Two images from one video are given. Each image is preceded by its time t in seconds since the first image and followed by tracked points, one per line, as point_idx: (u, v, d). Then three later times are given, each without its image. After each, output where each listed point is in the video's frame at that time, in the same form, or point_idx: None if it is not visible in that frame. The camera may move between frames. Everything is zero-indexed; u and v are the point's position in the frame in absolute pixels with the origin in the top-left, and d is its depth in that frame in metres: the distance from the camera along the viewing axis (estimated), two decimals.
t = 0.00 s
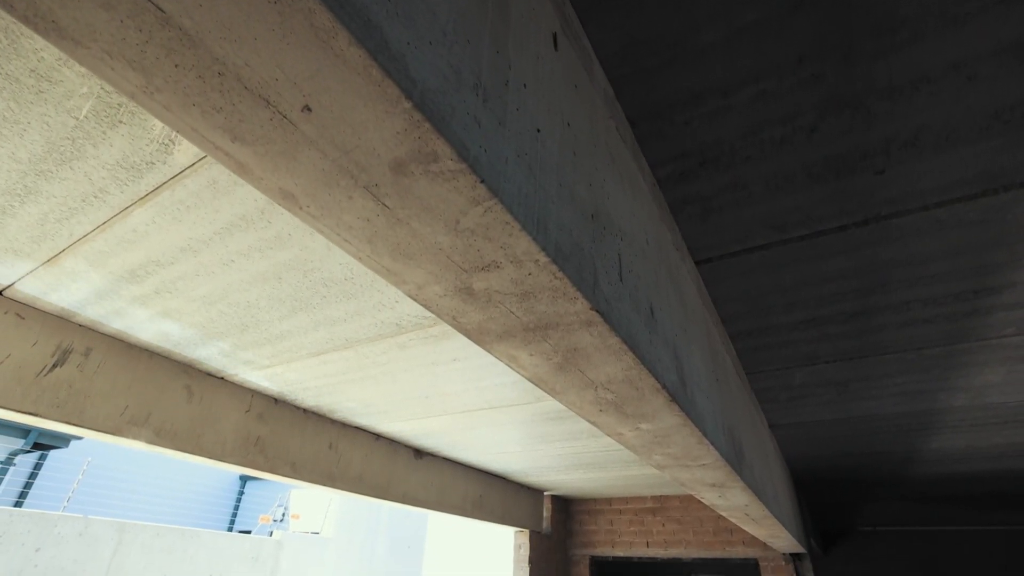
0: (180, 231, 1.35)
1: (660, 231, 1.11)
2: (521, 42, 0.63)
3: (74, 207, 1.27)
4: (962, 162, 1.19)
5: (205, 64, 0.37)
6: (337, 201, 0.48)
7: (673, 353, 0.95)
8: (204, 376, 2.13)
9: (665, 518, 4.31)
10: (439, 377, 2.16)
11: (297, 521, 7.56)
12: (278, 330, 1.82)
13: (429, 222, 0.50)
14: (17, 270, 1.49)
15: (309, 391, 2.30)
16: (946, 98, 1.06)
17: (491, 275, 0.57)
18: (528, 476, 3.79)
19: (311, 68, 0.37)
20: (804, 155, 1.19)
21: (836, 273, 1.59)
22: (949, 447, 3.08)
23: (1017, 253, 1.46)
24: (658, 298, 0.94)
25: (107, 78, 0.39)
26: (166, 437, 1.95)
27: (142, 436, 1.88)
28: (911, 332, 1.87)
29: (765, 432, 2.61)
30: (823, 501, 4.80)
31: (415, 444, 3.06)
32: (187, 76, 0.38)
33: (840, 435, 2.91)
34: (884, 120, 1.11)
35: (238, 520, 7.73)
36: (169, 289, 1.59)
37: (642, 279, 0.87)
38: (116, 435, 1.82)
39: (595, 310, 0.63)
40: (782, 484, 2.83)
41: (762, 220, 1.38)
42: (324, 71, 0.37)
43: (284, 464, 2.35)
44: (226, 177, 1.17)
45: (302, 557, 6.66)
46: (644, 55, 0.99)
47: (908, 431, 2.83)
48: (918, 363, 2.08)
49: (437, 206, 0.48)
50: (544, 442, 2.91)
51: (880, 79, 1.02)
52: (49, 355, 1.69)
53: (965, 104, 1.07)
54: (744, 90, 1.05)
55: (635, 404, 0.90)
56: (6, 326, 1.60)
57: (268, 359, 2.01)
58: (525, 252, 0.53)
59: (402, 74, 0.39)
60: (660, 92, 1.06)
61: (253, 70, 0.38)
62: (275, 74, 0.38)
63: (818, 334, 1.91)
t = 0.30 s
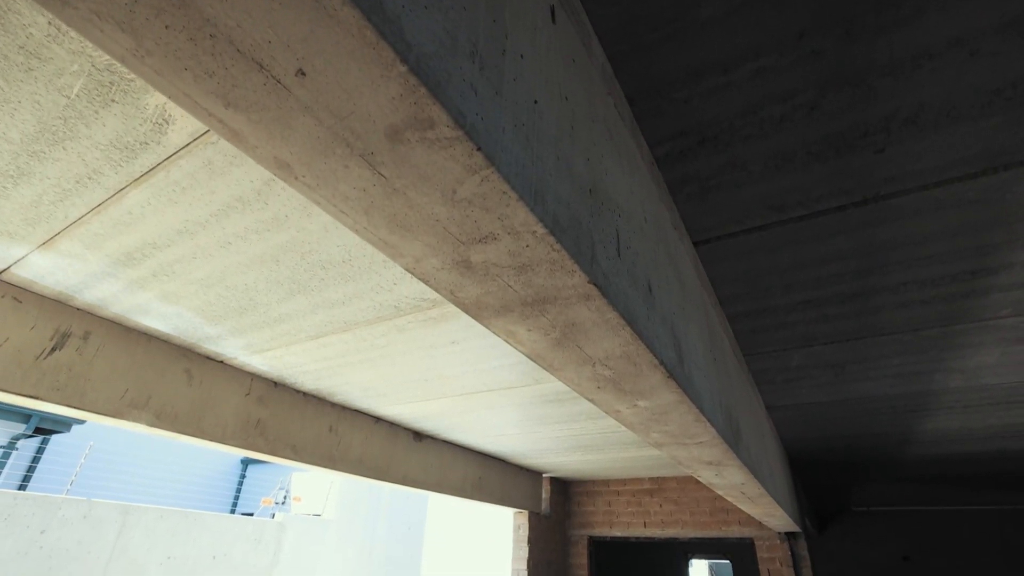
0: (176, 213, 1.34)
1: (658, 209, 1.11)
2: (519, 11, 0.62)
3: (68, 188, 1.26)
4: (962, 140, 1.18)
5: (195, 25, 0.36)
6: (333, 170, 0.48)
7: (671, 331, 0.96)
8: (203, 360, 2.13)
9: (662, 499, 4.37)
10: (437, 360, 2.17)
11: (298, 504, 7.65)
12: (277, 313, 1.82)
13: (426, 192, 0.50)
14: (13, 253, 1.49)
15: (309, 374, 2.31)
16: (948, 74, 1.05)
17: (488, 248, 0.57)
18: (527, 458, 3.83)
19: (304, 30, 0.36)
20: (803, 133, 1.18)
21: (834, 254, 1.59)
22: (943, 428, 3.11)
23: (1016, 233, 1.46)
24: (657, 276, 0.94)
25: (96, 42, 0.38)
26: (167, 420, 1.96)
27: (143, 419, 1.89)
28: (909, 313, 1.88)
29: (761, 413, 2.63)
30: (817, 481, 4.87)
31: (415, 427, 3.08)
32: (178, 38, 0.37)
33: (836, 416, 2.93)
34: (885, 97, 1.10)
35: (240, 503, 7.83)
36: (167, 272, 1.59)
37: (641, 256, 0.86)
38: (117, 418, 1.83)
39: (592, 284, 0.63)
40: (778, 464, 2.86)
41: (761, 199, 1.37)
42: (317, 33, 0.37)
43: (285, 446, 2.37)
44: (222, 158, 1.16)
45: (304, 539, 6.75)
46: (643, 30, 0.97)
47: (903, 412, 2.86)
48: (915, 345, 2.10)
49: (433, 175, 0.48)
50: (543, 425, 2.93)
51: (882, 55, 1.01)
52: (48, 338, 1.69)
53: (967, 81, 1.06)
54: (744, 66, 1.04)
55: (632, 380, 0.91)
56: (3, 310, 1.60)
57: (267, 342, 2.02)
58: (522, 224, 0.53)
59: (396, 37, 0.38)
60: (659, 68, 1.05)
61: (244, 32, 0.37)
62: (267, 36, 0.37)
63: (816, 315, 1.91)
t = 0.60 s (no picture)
0: (172, 195, 1.33)
1: (657, 187, 1.10)
2: None
3: (61, 170, 1.24)
4: (963, 118, 1.17)
5: None
6: (329, 142, 0.48)
7: (669, 308, 0.96)
8: (202, 344, 2.14)
9: (659, 481, 4.43)
10: (435, 343, 2.18)
11: (299, 488, 7.73)
12: (275, 296, 1.82)
13: (423, 163, 0.49)
14: (8, 237, 1.48)
15: (308, 358, 2.32)
16: (952, 50, 1.03)
17: (486, 222, 0.57)
18: (526, 441, 3.87)
19: None
20: (804, 110, 1.17)
21: (833, 234, 1.59)
22: (938, 410, 3.14)
23: (1014, 212, 1.46)
24: (655, 254, 0.94)
25: (84, 5, 0.38)
26: (167, 404, 1.97)
27: (143, 403, 1.90)
28: (906, 294, 1.88)
29: (758, 395, 2.65)
30: (811, 462, 4.93)
31: (415, 410, 3.10)
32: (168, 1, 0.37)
33: (832, 398, 2.96)
34: (887, 73, 1.09)
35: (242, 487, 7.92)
36: (164, 256, 1.58)
37: (639, 233, 0.86)
38: (117, 401, 1.84)
39: (590, 258, 0.63)
40: (774, 445, 2.90)
41: (760, 178, 1.37)
42: None
43: (285, 429, 2.39)
44: (217, 138, 1.14)
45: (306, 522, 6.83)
46: (643, 4, 0.96)
47: (898, 394, 2.88)
48: (911, 326, 2.11)
49: (430, 146, 0.47)
50: (541, 408, 2.96)
51: (885, 28, 1.00)
52: (46, 323, 1.69)
53: (971, 56, 1.04)
54: (745, 40, 1.03)
55: (630, 358, 0.91)
56: None
57: (266, 326, 2.02)
58: (519, 196, 0.53)
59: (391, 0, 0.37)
60: (659, 43, 1.03)
61: None
62: None
63: (814, 296, 1.92)
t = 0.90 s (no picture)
0: (167, 177, 1.32)
1: (656, 166, 1.09)
2: None
3: (55, 152, 1.23)
4: (965, 96, 1.16)
5: None
6: (325, 114, 0.47)
7: (668, 287, 0.96)
8: (201, 328, 2.14)
9: (657, 464, 4.48)
10: (434, 326, 2.18)
11: (300, 472, 7.80)
12: (273, 280, 1.81)
13: (419, 134, 0.49)
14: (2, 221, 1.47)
15: (307, 342, 2.32)
16: (955, 26, 1.02)
17: (484, 196, 0.57)
18: (525, 424, 3.90)
19: None
20: (805, 88, 1.16)
21: (831, 216, 1.58)
22: (933, 392, 3.16)
23: (1014, 193, 1.45)
24: (654, 233, 0.94)
25: None
26: (167, 388, 1.98)
27: (143, 387, 1.91)
28: (903, 276, 1.89)
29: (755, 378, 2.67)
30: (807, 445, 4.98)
31: (414, 394, 3.12)
32: None
33: (829, 381, 2.98)
34: (889, 50, 1.07)
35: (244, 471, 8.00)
36: (161, 239, 1.57)
37: (638, 211, 0.86)
38: (117, 385, 1.85)
39: (588, 234, 0.63)
40: (771, 427, 2.92)
41: (760, 158, 1.36)
42: None
43: (285, 413, 2.41)
44: (212, 118, 1.13)
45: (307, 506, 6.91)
46: None
47: (894, 376, 2.90)
48: (908, 308, 2.12)
49: (427, 117, 0.47)
50: (540, 391, 2.97)
51: (887, 4, 0.98)
52: (44, 308, 1.69)
53: (973, 32, 1.03)
54: (746, 16, 1.01)
55: (629, 337, 0.91)
56: None
57: (264, 310, 2.02)
58: (517, 169, 0.53)
59: None
60: (658, 20, 1.02)
61: None
62: None
63: (812, 278, 1.92)
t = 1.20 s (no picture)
0: (162, 159, 1.31)
1: (655, 145, 1.08)
2: None
3: (48, 133, 1.22)
4: (967, 73, 1.15)
5: None
6: (321, 83, 0.47)
7: (666, 266, 0.96)
8: (200, 313, 2.14)
9: (654, 447, 4.52)
10: (433, 310, 2.18)
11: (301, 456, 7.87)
12: (272, 264, 1.81)
13: (416, 105, 0.48)
14: None
15: (306, 326, 2.33)
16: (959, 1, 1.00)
17: (482, 169, 0.56)
18: (524, 408, 3.93)
19: None
20: (806, 66, 1.15)
21: (831, 197, 1.58)
22: (930, 375, 3.18)
23: (1014, 173, 1.45)
24: (653, 211, 0.94)
25: None
26: (166, 372, 1.99)
27: (143, 371, 1.91)
28: (902, 258, 1.89)
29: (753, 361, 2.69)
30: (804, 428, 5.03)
31: (414, 378, 3.13)
32: None
33: (826, 363, 3.00)
34: (891, 26, 1.06)
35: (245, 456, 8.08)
36: (157, 223, 1.56)
37: (637, 189, 0.86)
38: (117, 370, 1.85)
39: (587, 208, 0.62)
40: (768, 410, 2.95)
41: (759, 138, 1.35)
42: None
43: (285, 397, 2.42)
44: (206, 99, 1.11)
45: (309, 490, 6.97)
46: None
47: (891, 359, 2.92)
48: (906, 291, 2.12)
49: (423, 87, 0.46)
50: (538, 375, 2.99)
51: None
52: (42, 292, 1.68)
53: (977, 8, 1.02)
54: None
55: (627, 315, 0.91)
56: None
57: (263, 294, 2.02)
58: (515, 141, 0.52)
59: None
60: None
61: None
62: None
63: (810, 260, 1.92)
